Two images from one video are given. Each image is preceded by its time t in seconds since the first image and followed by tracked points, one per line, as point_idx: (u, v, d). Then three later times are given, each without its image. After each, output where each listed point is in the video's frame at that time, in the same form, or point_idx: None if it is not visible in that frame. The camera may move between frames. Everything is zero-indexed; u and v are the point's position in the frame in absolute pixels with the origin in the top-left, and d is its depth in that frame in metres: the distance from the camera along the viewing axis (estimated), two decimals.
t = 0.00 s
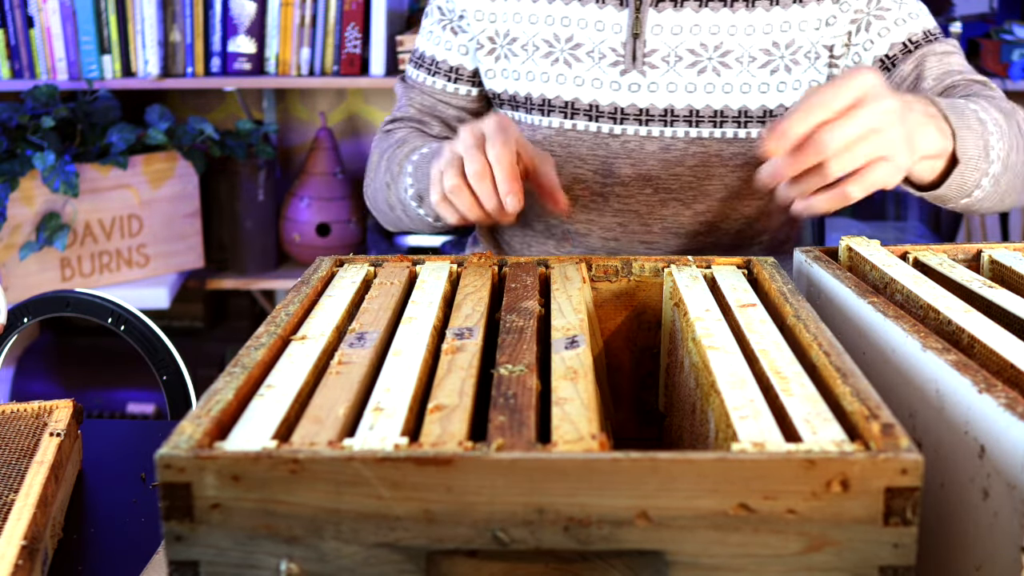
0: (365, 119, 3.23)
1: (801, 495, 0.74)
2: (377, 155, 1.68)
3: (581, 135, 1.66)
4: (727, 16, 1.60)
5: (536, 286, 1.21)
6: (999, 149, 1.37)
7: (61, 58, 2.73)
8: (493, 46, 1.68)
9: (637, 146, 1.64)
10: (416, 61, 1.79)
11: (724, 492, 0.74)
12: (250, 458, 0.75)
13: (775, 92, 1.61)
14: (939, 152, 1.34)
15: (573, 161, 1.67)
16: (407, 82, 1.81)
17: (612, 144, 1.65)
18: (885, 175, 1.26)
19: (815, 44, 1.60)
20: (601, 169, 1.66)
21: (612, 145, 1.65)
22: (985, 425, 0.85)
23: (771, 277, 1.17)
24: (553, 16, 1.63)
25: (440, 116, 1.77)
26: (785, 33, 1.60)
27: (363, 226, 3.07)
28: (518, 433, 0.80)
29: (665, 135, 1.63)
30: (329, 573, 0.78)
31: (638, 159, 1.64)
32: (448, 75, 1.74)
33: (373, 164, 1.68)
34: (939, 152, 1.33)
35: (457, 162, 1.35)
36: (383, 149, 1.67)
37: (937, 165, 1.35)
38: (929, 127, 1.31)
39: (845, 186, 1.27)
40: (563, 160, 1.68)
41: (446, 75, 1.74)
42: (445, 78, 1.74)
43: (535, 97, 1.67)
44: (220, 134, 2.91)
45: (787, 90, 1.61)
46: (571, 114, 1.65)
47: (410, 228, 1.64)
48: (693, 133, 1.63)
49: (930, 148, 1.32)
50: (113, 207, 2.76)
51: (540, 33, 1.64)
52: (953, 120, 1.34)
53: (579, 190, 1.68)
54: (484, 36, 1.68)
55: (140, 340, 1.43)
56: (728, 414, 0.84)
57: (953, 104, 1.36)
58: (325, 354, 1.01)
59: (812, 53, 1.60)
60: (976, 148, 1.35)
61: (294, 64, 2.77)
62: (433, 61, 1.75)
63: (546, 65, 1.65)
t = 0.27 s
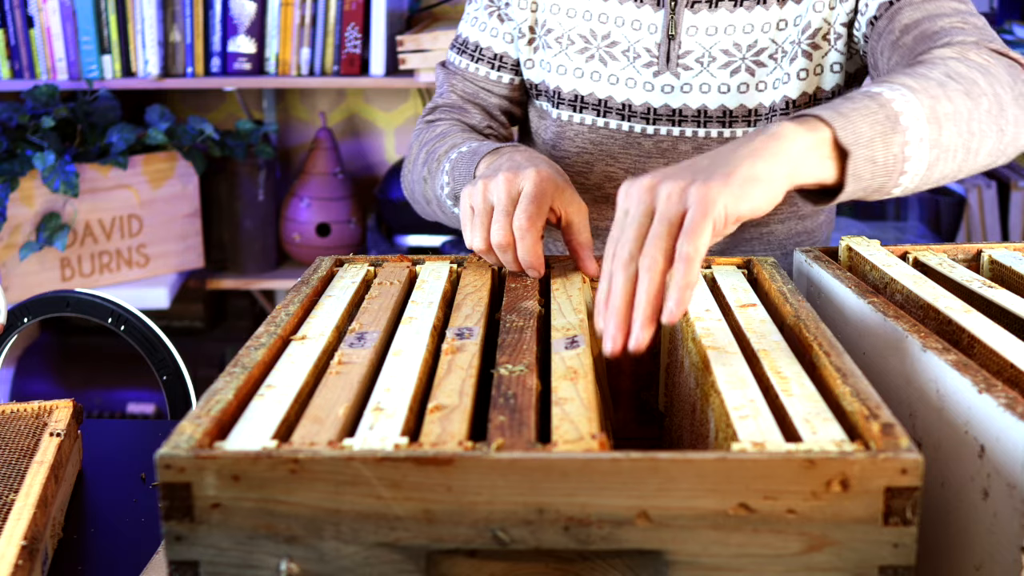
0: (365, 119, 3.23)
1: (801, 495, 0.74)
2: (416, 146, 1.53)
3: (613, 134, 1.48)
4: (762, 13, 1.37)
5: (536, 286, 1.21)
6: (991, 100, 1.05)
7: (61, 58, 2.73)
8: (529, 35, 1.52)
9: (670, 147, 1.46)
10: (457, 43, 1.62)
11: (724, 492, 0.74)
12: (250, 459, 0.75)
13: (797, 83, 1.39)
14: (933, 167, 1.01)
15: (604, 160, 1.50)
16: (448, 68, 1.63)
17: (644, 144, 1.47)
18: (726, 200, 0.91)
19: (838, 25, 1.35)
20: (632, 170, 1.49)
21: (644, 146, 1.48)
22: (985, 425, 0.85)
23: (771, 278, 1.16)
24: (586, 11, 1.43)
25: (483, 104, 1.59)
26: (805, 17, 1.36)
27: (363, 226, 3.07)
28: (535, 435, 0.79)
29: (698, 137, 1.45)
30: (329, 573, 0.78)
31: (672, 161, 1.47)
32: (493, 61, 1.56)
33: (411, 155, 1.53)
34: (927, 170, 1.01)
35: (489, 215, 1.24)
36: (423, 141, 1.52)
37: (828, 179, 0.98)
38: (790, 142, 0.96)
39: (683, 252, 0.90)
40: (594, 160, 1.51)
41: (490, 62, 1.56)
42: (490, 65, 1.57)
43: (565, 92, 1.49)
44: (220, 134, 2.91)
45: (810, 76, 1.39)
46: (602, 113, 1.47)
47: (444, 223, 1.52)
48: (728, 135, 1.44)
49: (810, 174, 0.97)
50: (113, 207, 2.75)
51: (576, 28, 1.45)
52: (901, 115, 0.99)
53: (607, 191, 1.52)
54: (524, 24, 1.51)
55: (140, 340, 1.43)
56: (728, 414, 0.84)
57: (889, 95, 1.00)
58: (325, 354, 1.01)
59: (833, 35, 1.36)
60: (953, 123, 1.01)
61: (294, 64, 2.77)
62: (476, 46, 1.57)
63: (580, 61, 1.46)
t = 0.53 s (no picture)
0: (365, 119, 3.23)
1: (801, 495, 0.74)
2: (445, 137, 1.53)
3: (616, 133, 1.48)
4: (760, 17, 1.34)
5: (536, 286, 1.21)
6: (971, 77, 0.94)
7: (61, 58, 2.73)
8: (549, 24, 1.52)
9: (671, 149, 1.45)
10: (489, 32, 1.61)
11: (724, 492, 0.74)
12: (250, 459, 0.75)
13: (793, 87, 1.35)
14: (929, 168, 0.90)
15: (606, 159, 1.50)
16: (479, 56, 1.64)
17: (646, 146, 1.47)
18: (664, 245, 0.81)
19: (835, 25, 1.29)
20: (633, 170, 1.49)
21: (646, 147, 1.47)
22: (985, 425, 0.85)
23: (771, 278, 1.16)
24: (597, 7, 1.43)
25: (511, 93, 1.58)
26: (802, 16, 1.31)
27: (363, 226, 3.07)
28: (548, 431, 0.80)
29: (699, 141, 1.43)
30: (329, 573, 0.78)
31: (673, 163, 1.46)
32: (521, 50, 1.56)
33: (440, 146, 1.53)
34: (925, 171, 0.89)
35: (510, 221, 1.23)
36: (452, 133, 1.52)
37: (815, 209, 0.87)
38: (755, 179, 0.85)
39: (607, 300, 0.80)
40: (596, 158, 1.51)
41: (518, 50, 1.56)
42: (517, 54, 1.56)
43: (571, 87, 1.49)
44: (220, 134, 2.91)
45: (807, 80, 1.34)
46: (607, 110, 1.48)
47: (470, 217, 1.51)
48: (728, 139, 1.42)
49: (784, 213, 0.85)
50: (113, 207, 2.75)
51: (586, 23, 1.44)
52: (875, 122, 0.88)
53: (609, 190, 1.52)
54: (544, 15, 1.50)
55: (140, 340, 1.43)
56: (728, 414, 0.84)
57: (857, 107, 0.90)
58: (325, 354, 1.01)
59: (832, 35, 1.30)
60: (935, 114, 0.90)
61: (294, 64, 2.77)
62: (505, 34, 1.57)
63: (588, 57, 1.46)
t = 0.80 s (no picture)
0: (364, 119, 3.23)
1: (801, 495, 0.74)
2: (461, 142, 1.55)
3: (616, 135, 1.48)
4: (759, 19, 1.34)
5: (536, 286, 1.21)
6: (964, 56, 0.91)
7: (61, 58, 2.73)
8: (558, 24, 1.51)
9: (670, 152, 1.45)
10: (505, 32, 1.62)
11: (723, 492, 0.74)
12: (250, 459, 0.75)
13: (787, 86, 1.34)
14: (927, 153, 0.87)
15: (606, 161, 1.50)
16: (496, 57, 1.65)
17: (645, 148, 1.46)
18: (630, 258, 0.82)
19: (831, 22, 1.29)
20: (632, 172, 1.49)
21: (645, 149, 1.46)
22: (985, 425, 0.85)
23: (771, 277, 1.16)
24: (603, 7, 1.44)
25: (524, 94, 1.59)
26: (797, 15, 1.31)
27: (363, 226, 3.07)
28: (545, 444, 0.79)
29: (698, 144, 1.43)
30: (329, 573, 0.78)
31: (672, 166, 1.46)
32: (533, 49, 1.56)
33: (457, 149, 1.55)
34: (924, 156, 0.87)
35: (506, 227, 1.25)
36: (467, 137, 1.53)
37: (802, 209, 0.85)
38: (737, 187, 0.84)
39: (561, 306, 0.84)
40: (596, 159, 1.50)
41: (530, 50, 1.56)
42: (530, 53, 1.56)
43: (574, 87, 1.49)
44: (220, 134, 2.91)
45: (801, 79, 1.33)
46: (608, 112, 1.48)
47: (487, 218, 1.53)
48: (726, 142, 1.42)
49: (767, 219, 0.83)
50: (113, 207, 2.75)
51: (592, 23, 1.46)
52: (863, 112, 0.86)
53: (608, 192, 1.52)
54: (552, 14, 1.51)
55: (140, 340, 1.43)
56: (728, 414, 0.84)
57: (844, 100, 0.87)
58: (325, 354, 1.01)
59: (828, 33, 1.30)
60: (928, 98, 0.88)
61: (294, 64, 2.77)
62: (518, 35, 1.57)
63: (591, 57, 1.47)
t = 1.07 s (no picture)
0: (364, 119, 3.23)
1: (802, 495, 0.74)
2: (455, 152, 1.55)
3: (614, 142, 1.47)
4: (751, 18, 1.35)
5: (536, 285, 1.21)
6: (974, 12, 0.87)
7: (61, 58, 2.73)
8: (551, 32, 1.52)
9: (669, 158, 1.45)
10: (498, 39, 1.61)
11: (724, 492, 0.74)
12: (250, 459, 0.75)
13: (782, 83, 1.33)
14: (934, 106, 0.83)
15: (604, 168, 1.49)
16: (489, 63, 1.65)
17: (644, 153, 1.46)
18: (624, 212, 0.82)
19: (826, 15, 1.29)
20: (631, 178, 1.48)
21: (644, 155, 1.46)
22: (985, 425, 0.85)
23: (771, 277, 1.16)
24: (596, 14, 1.44)
25: (517, 103, 1.59)
26: (790, 11, 1.31)
27: (363, 226, 3.07)
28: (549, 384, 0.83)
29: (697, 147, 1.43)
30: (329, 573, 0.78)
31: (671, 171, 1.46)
32: (526, 58, 1.56)
33: (452, 160, 1.55)
34: (931, 109, 0.83)
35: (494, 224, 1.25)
36: (461, 146, 1.54)
37: (800, 157, 0.81)
38: (735, 134, 0.81)
39: (567, 269, 0.85)
40: (594, 166, 1.50)
41: (524, 59, 1.56)
42: (523, 62, 1.56)
43: (569, 95, 1.49)
44: (220, 134, 2.91)
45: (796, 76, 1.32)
46: (605, 119, 1.47)
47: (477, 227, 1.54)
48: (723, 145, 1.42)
49: (764, 167, 0.80)
50: (113, 207, 2.75)
51: (585, 31, 1.45)
52: (866, 63, 0.82)
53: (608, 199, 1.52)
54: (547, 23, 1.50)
55: (140, 340, 1.43)
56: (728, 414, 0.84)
57: (848, 53, 0.84)
58: (325, 354, 1.01)
59: (822, 26, 1.30)
60: (933, 51, 0.84)
61: (294, 64, 2.77)
62: (512, 42, 1.57)
63: (586, 65, 1.46)
